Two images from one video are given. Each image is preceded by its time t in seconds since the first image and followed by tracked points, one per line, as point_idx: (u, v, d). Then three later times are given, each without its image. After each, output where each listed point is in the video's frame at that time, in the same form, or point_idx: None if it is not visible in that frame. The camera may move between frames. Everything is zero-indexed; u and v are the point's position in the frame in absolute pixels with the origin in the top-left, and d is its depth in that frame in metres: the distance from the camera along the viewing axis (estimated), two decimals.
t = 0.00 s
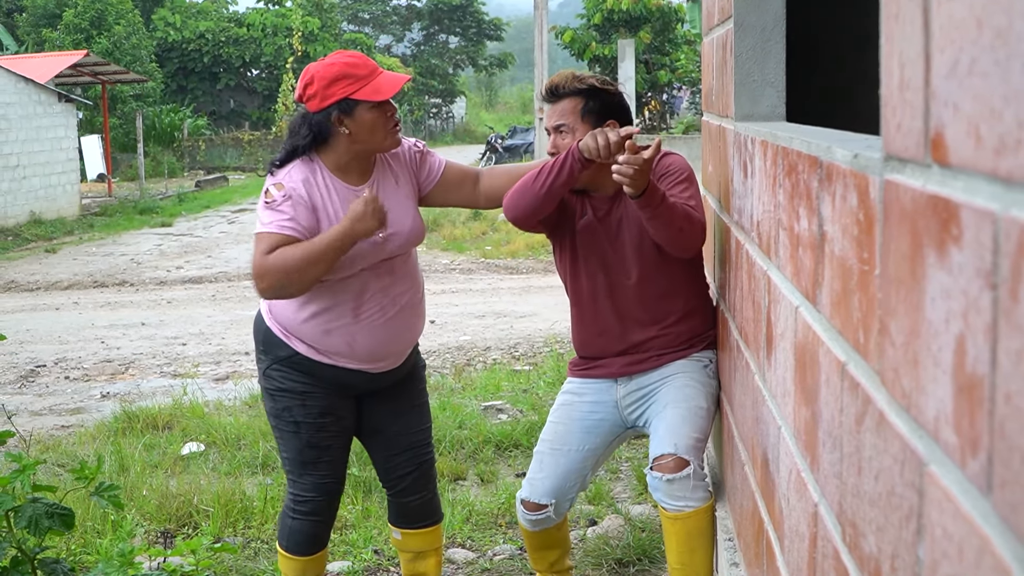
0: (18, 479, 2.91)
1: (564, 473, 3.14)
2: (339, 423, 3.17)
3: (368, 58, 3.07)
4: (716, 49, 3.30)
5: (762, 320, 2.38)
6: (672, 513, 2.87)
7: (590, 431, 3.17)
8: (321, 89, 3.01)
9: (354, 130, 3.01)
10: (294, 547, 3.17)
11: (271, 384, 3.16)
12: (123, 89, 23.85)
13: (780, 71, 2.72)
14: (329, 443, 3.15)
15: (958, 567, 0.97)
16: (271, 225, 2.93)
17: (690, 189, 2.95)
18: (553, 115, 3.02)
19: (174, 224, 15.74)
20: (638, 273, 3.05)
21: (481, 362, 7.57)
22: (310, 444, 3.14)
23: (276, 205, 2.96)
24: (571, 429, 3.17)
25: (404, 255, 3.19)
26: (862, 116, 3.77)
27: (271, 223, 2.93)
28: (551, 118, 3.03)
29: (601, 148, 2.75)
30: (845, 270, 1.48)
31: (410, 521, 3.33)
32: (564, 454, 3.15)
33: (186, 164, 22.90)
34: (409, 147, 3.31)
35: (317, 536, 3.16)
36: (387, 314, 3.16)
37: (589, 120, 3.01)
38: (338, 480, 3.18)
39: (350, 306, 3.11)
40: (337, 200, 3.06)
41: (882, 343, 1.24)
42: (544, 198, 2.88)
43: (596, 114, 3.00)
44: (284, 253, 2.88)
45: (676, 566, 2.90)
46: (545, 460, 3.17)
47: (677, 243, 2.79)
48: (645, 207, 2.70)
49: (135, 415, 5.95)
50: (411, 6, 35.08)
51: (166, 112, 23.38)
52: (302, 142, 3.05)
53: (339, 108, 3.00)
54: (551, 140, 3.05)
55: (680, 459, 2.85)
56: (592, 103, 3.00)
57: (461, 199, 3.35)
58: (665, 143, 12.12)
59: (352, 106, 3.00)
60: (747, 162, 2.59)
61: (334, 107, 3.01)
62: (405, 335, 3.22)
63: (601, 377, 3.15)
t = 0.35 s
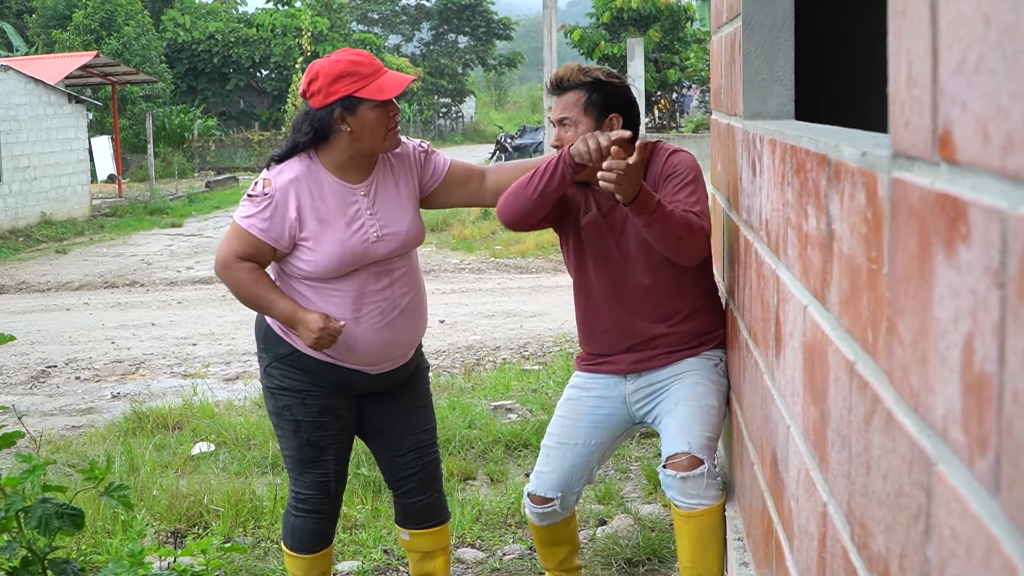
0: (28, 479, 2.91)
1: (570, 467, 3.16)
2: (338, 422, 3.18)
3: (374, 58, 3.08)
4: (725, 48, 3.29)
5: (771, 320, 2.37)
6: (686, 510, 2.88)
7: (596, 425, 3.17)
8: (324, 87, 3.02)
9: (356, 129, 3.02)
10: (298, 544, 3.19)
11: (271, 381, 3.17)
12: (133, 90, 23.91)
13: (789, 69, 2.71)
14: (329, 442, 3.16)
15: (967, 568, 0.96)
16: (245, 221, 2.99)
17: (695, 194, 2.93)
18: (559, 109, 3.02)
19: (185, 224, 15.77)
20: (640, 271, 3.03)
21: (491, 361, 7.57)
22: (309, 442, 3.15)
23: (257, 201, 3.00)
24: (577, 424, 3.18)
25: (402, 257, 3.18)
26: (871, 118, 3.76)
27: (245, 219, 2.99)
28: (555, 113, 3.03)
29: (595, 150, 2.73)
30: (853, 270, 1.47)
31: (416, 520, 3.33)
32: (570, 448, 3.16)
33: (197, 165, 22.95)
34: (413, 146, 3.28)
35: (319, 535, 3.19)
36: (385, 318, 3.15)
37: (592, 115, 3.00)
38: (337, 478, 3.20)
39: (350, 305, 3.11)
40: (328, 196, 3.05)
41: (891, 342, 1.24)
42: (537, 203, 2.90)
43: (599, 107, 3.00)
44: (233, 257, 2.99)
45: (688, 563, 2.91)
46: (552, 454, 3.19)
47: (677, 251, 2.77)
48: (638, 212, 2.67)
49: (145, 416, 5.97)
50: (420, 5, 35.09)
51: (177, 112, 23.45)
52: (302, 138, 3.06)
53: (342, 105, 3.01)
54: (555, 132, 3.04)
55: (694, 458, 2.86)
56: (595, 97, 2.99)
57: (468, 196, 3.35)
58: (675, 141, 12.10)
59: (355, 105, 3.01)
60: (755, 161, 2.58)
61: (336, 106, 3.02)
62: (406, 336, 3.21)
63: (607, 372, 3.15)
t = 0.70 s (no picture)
0: (40, 477, 2.92)
1: (584, 463, 3.16)
2: (351, 419, 3.19)
3: (383, 56, 3.07)
4: (738, 48, 3.28)
5: (785, 320, 2.36)
6: (700, 508, 2.88)
7: (612, 422, 3.15)
8: (332, 86, 3.02)
9: (364, 127, 3.02)
10: (308, 539, 3.22)
11: (286, 376, 3.20)
12: (147, 89, 24.00)
13: (803, 68, 2.70)
14: (341, 439, 3.18)
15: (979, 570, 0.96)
16: (260, 222, 3.00)
17: (713, 195, 2.92)
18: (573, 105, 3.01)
19: (198, 223, 15.82)
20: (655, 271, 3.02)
21: (503, 361, 7.57)
22: (321, 438, 3.18)
23: (270, 201, 3.01)
24: (592, 420, 3.15)
25: (417, 256, 3.17)
26: (887, 121, 3.75)
27: (259, 220, 3.00)
28: (569, 108, 3.01)
29: (623, 154, 2.69)
30: (867, 269, 1.47)
31: (428, 517, 3.33)
32: (585, 444, 3.16)
33: (210, 164, 23.02)
34: (426, 143, 3.29)
35: (329, 529, 3.23)
36: (400, 317, 3.15)
37: (604, 112, 2.99)
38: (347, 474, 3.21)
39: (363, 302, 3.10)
40: (339, 195, 3.05)
41: (903, 342, 1.23)
42: (563, 206, 2.89)
43: (612, 102, 2.99)
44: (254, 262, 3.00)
45: (704, 561, 2.91)
46: (567, 451, 3.18)
47: (699, 254, 2.77)
48: (671, 212, 2.69)
49: (158, 414, 5.99)
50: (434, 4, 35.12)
51: (190, 111, 23.51)
52: (312, 135, 3.07)
53: (351, 103, 3.01)
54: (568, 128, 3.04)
55: (709, 455, 2.86)
56: (608, 91, 2.98)
57: (480, 191, 3.33)
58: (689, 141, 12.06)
59: (362, 103, 3.00)
60: (769, 160, 2.57)
61: (344, 104, 3.02)
62: (422, 334, 3.21)
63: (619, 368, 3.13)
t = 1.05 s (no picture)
0: (51, 476, 2.93)
1: (596, 458, 3.16)
2: (362, 421, 3.20)
3: (381, 47, 3.07)
4: (749, 48, 3.27)
5: (796, 320, 2.35)
6: (713, 510, 2.88)
7: (621, 417, 3.16)
8: (333, 83, 3.06)
9: (367, 119, 3.03)
10: (316, 538, 3.25)
11: (303, 374, 3.22)
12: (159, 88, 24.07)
13: (815, 68, 2.69)
14: (351, 440, 3.20)
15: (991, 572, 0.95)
16: (294, 230, 2.97)
17: (730, 188, 2.91)
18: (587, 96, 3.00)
19: (210, 222, 15.87)
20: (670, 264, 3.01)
21: (514, 360, 7.58)
22: (332, 438, 3.20)
23: (296, 206, 2.99)
24: (603, 417, 3.15)
25: (433, 247, 3.18)
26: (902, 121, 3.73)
27: (290, 226, 2.98)
28: (582, 100, 3.01)
29: (629, 146, 2.72)
30: (879, 269, 1.46)
31: (442, 517, 3.33)
32: (598, 441, 3.15)
33: (223, 163, 23.08)
34: (436, 138, 3.29)
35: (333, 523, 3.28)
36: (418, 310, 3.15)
37: (619, 104, 2.99)
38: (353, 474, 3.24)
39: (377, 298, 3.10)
40: (358, 190, 3.05)
41: (915, 343, 1.23)
42: (574, 198, 2.89)
43: (626, 93, 2.98)
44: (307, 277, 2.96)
45: (715, 563, 2.91)
46: (579, 446, 3.18)
47: (721, 253, 2.77)
48: (693, 210, 2.69)
49: (169, 413, 6.01)
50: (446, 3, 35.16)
51: (203, 110, 23.56)
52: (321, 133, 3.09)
53: (352, 97, 3.03)
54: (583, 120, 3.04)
55: (722, 459, 2.86)
56: (622, 82, 2.98)
57: (491, 181, 3.33)
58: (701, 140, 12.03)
59: (359, 95, 3.02)
60: (780, 159, 2.57)
61: (345, 99, 3.05)
62: (438, 329, 3.21)
63: (629, 363, 3.11)
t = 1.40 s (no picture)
0: (61, 478, 2.93)
1: (593, 454, 3.16)
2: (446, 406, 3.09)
3: (390, 46, 3.09)
4: (760, 47, 3.26)
5: (807, 319, 2.35)
6: (709, 510, 2.87)
7: (617, 412, 3.16)
8: (347, 85, 3.08)
9: (383, 118, 3.04)
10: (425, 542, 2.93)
11: (370, 387, 3.08)
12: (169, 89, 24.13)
13: (825, 66, 2.68)
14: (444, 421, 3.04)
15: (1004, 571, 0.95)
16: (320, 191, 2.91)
17: (732, 206, 2.91)
18: (591, 102, 2.98)
19: (220, 223, 15.91)
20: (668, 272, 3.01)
21: (524, 360, 7.58)
22: (427, 421, 3.01)
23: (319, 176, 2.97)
24: (597, 412, 3.16)
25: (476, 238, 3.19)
26: (914, 117, 3.72)
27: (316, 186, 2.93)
28: (585, 107, 2.99)
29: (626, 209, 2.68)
30: (890, 269, 1.46)
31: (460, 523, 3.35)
32: (592, 436, 3.17)
33: (232, 164, 23.13)
34: (454, 133, 3.29)
35: (435, 530, 2.94)
36: (475, 304, 3.16)
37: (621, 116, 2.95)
38: (459, 462, 2.97)
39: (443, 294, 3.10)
40: (388, 180, 3.03)
41: (926, 341, 1.22)
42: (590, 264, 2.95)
43: (627, 105, 2.94)
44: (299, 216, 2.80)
45: (721, 563, 2.90)
46: (575, 442, 3.20)
47: (722, 279, 2.78)
48: (694, 245, 2.68)
49: (179, 414, 6.03)
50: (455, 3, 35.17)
51: (212, 111, 23.61)
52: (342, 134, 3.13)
53: (365, 98, 3.04)
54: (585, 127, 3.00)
55: (714, 458, 2.85)
56: (623, 94, 2.94)
57: (510, 179, 3.39)
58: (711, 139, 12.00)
59: (371, 93, 3.03)
60: (791, 158, 2.56)
61: (357, 100, 3.06)
62: (488, 328, 3.23)
63: (621, 359, 3.13)
